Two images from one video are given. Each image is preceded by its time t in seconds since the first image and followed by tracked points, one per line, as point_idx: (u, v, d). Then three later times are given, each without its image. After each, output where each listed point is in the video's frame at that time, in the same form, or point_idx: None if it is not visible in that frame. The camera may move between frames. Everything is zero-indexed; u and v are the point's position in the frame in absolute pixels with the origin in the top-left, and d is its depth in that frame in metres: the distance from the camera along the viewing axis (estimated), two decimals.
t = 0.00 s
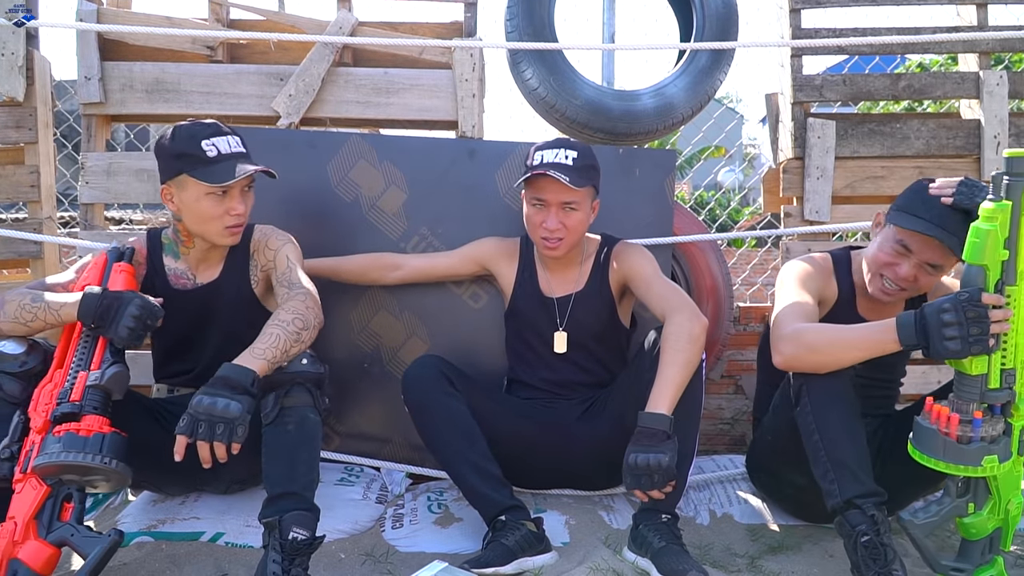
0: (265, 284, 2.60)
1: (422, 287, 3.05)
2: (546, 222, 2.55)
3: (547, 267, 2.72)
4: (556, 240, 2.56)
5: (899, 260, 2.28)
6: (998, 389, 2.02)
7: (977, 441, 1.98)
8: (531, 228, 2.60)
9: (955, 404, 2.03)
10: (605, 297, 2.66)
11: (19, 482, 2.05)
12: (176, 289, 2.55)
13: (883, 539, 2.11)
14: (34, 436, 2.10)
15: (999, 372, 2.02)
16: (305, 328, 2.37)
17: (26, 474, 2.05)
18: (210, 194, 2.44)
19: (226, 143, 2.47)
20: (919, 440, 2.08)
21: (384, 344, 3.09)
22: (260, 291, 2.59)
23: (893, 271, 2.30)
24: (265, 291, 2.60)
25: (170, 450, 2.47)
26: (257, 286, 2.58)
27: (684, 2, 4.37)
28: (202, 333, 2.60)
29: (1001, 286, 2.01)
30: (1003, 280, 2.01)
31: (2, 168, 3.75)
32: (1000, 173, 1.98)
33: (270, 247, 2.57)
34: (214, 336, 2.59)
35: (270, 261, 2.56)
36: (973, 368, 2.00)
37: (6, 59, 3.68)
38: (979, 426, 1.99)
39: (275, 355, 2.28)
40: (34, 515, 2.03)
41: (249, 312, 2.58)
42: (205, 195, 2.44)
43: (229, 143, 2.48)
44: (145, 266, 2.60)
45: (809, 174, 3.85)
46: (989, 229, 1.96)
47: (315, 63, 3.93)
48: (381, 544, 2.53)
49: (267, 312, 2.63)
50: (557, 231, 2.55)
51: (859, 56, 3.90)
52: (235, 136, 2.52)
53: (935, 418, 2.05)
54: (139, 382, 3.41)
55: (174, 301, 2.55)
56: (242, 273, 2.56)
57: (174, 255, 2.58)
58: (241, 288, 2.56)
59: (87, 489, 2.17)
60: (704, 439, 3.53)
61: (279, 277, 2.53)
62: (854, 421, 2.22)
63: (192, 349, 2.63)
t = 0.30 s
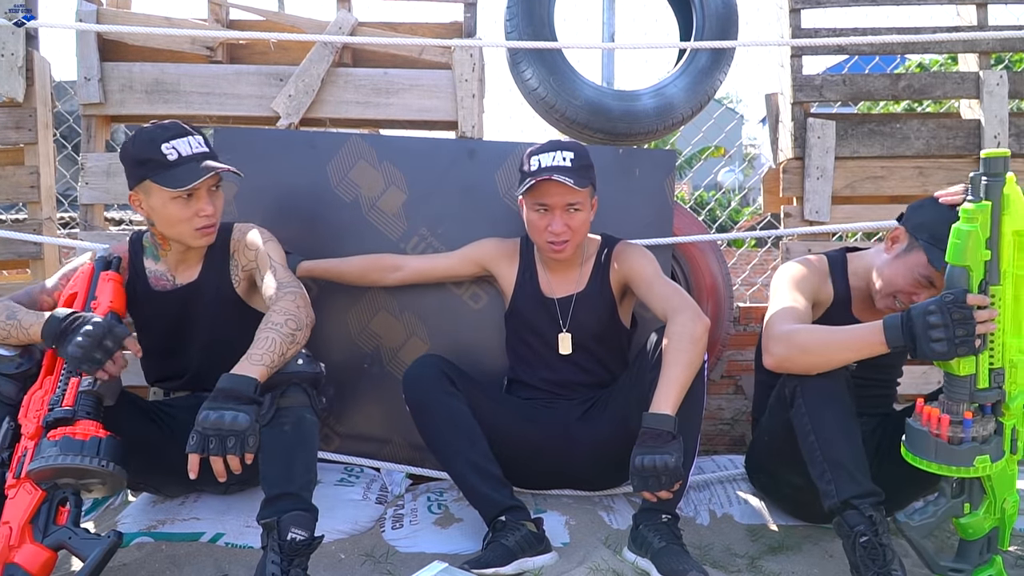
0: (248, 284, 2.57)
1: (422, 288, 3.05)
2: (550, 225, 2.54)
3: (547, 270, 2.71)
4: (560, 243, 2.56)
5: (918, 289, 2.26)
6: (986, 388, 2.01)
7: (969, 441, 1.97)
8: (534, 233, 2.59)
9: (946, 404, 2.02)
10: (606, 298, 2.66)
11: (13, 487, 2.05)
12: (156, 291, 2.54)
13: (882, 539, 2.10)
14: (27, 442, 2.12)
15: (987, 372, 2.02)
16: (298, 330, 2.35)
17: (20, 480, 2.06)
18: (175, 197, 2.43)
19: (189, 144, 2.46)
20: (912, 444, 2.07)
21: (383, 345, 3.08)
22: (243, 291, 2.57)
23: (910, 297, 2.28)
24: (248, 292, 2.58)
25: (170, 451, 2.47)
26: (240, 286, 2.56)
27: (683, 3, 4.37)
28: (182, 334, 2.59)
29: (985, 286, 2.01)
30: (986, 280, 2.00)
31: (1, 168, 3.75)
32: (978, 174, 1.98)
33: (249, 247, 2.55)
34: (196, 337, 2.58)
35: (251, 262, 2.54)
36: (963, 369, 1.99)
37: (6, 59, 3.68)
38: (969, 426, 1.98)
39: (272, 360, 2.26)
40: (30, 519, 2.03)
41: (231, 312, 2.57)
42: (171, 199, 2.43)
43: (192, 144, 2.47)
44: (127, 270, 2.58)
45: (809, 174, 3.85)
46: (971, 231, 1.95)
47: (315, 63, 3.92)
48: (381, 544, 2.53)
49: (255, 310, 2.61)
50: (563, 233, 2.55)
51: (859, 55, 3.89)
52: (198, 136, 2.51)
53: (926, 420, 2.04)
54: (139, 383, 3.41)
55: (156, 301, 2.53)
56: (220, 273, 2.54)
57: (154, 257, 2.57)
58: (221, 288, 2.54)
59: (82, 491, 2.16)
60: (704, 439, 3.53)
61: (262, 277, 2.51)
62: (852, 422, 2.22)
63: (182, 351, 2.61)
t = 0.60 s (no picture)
0: (249, 286, 2.57)
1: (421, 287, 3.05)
2: (555, 227, 2.54)
3: (547, 271, 2.71)
4: (565, 245, 2.55)
5: (904, 295, 2.29)
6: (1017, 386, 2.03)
7: (990, 435, 1.99)
8: (538, 236, 2.58)
9: (973, 398, 2.05)
10: (606, 298, 2.66)
11: (19, 487, 2.04)
12: (158, 289, 2.54)
13: (882, 539, 2.10)
14: (34, 442, 2.11)
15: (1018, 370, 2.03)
16: (293, 331, 2.32)
17: (26, 481, 2.05)
18: (165, 192, 2.43)
19: (188, 143, 2.42)
20: (933, 432, 2.08)
21: (383, 345, 3.08)
22: (243, 293, 2.57)
23: (898, 300, 2.32)
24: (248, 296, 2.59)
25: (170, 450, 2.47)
26: (241, 288, 2.56)
27: (682, 3, 4.37)
28: (180, 335, 2.58)
29: None
30: None
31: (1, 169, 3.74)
32: None
33: (252, 249, 2.55)
34: (193, 338, 2.58)
35: (253, 264, 2.54)
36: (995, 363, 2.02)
37: (6, 59, 3.68)
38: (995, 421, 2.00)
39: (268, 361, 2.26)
40: (33, 520, 2.03)
41: (231, 315, 2.56)
42: (161, 194, 2.43)
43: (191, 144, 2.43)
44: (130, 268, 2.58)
45: (808, 174, 3.85)
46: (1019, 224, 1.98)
47: (314, 63, 3.92)
48: (381, 544, 2.53)
49: (253, 312, 2.61)
50: (567, 234, 2.54)
51: (859, 56, 3.89)
52: (202, 136, 2.46)
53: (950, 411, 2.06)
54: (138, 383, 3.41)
55: (161, 302, 2.54)
56: (222, 272, 2.54)
57: (157, 254, 2.58)
58: (223, 291, 2.54)
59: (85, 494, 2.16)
60: (704, 439, 3.53)
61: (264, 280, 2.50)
62: (854, 422, 2.22)
63: (181, 352, 2.61)
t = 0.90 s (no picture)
0: (258, 290, 2.57)
1: (421, 288, 3.05)
2: (556, 227, 2.54)
3: (547, 271, 2.71)
4: (567, 245, 2.55)
5: (894, 300, 2.29)
6: None
7: (1016, 423, 2.08)
8: (539, 237, 2.57)
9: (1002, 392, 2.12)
10: (606, 299, 2.66)
11: (26, 488, 2.05)
12: (166, 289, 2.53)
13: (883, 539, 2.11)
14: (44, 443, 2.13)
15: None
16: (301, 331, 2.35)
17: (34, 483, 2.06)
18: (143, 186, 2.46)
19: (165, 140, 2.42)
20: (956, 419, 2.14)
21: (383, 345, 3.09)
22: (251, 296, 2.56)
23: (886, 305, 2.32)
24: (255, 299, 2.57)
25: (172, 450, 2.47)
26: (247, 292, 2.55)
27: (682, 3, 4.37)
28: (183, 336, 2.58)
29: None
30: None
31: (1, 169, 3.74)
32: None
33: (262, 254, 2.54)
34: (199, 339, 2.57)
35: (264, 268, 2.53)
36: None
37: (6, 60, 3.69)
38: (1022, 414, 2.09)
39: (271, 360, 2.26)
40: (38, 521, 2.03)
41: (235, 316, 2.56)
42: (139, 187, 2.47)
43: (168, 140, 2.42)
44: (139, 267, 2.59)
45: (808, 175, 3.85)
46: None
47: (314, 64, 3.92)
48: (381, 544, 2.53)
49: (258, 315, 2.59)
50: (569, 234, 2.54)
51: (859, 56, 3.89)
52: (184, 133, 2.44)
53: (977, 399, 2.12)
54: (140, 384, 3.41)
55: (167, 303, 2.54)
56: (230, 274, 2.53)
57: (165, 254, 2.57)
58: (230, 292, 2.54)
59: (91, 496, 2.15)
60: (704, 440, 3.53)
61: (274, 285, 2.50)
62: (858, 421, 2.21)
63: (184, 353, 2.61)
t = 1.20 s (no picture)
0: (255, 289, 2.56)
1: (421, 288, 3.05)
2: (556, 227, 2.54)
3: (547, 271, 2.71)
4: (567, 245, 2.55)
5: (903, 301, 2.29)
6: None
7: None
8: (538, 237, 2.57)
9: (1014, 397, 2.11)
10: (606, 299, 2.67)
11: (25, 488, 2.05)
12: (162, 290, 2.54)
13: (884, 539, 2.11)
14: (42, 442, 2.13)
15: None
16: (302, 332, 2.35)
17: (32, 484, 2.06)
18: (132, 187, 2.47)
19: (150, 140, 2.42)
20: (966, 420, 2.13)
21: (382, 345, 3.09)
22: (248, 296, 2.56)
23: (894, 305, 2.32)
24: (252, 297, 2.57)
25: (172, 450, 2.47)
26: (246, 292, 2.55)
27: (682, 3, 4.37)
28: (182, 336, 2.58)
29: None
30: None
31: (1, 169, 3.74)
32: None
33: (259, 252, 2.55)
34: (199, 339, 2.57)
35: (260, 267, 2.53)
36: None
37: (6, 60, 3.69)
38: None
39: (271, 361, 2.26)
40: (38, 521, 2.03)
41: (234, 316, 2.56)
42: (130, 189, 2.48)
43: (152, 140, 2.42)
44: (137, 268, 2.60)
45: (808, 175, 3.85)
46: None
47: (313, 64, 3.92)
48: (381, 544, 2.53)
49: (258, 315, 2.59)
50: (569, 234, 2.54)
51: (859, 56, 3.90)
52: (168, 132, 2.43)
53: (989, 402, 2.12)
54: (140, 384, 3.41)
55: (164, 302, 2.54)
56: (227, 274, 2.53)
57: (160, 255, 2.58)
58: (227, 292, 2.53)
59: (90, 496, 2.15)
60: (704, 440, 3.53)
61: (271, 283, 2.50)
62: (858, 421, 2.22)
63: (183, 353, 2.61)
